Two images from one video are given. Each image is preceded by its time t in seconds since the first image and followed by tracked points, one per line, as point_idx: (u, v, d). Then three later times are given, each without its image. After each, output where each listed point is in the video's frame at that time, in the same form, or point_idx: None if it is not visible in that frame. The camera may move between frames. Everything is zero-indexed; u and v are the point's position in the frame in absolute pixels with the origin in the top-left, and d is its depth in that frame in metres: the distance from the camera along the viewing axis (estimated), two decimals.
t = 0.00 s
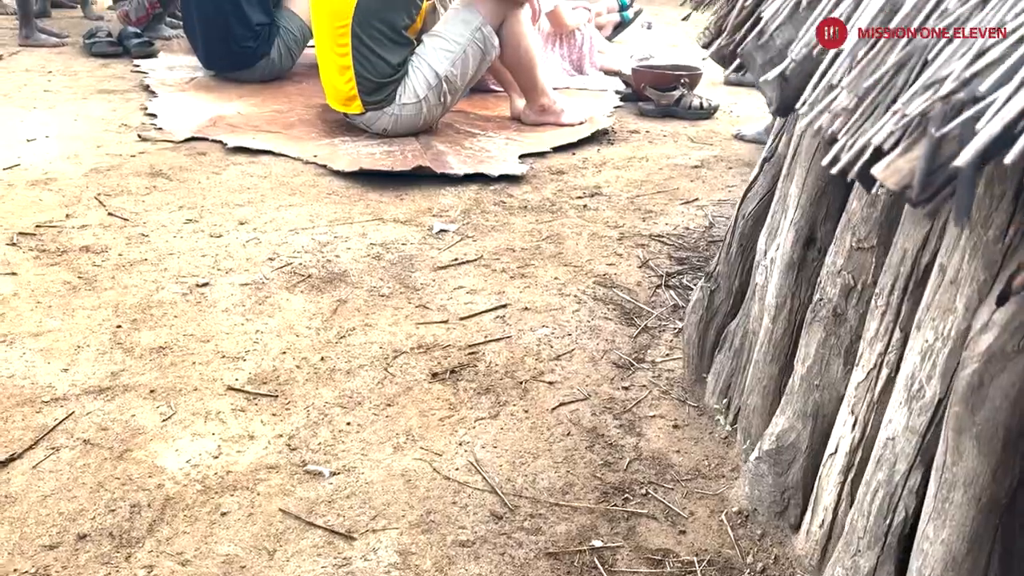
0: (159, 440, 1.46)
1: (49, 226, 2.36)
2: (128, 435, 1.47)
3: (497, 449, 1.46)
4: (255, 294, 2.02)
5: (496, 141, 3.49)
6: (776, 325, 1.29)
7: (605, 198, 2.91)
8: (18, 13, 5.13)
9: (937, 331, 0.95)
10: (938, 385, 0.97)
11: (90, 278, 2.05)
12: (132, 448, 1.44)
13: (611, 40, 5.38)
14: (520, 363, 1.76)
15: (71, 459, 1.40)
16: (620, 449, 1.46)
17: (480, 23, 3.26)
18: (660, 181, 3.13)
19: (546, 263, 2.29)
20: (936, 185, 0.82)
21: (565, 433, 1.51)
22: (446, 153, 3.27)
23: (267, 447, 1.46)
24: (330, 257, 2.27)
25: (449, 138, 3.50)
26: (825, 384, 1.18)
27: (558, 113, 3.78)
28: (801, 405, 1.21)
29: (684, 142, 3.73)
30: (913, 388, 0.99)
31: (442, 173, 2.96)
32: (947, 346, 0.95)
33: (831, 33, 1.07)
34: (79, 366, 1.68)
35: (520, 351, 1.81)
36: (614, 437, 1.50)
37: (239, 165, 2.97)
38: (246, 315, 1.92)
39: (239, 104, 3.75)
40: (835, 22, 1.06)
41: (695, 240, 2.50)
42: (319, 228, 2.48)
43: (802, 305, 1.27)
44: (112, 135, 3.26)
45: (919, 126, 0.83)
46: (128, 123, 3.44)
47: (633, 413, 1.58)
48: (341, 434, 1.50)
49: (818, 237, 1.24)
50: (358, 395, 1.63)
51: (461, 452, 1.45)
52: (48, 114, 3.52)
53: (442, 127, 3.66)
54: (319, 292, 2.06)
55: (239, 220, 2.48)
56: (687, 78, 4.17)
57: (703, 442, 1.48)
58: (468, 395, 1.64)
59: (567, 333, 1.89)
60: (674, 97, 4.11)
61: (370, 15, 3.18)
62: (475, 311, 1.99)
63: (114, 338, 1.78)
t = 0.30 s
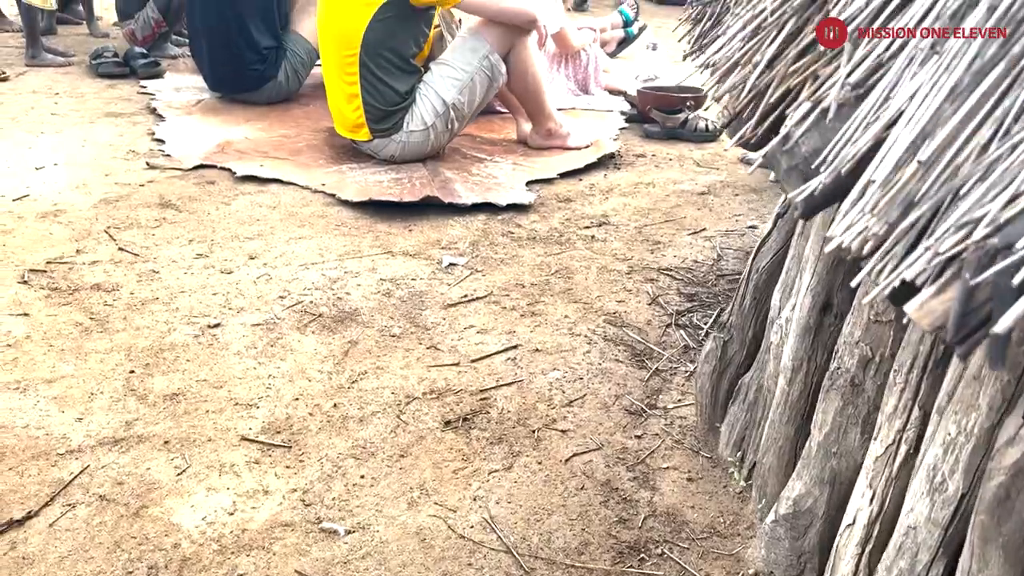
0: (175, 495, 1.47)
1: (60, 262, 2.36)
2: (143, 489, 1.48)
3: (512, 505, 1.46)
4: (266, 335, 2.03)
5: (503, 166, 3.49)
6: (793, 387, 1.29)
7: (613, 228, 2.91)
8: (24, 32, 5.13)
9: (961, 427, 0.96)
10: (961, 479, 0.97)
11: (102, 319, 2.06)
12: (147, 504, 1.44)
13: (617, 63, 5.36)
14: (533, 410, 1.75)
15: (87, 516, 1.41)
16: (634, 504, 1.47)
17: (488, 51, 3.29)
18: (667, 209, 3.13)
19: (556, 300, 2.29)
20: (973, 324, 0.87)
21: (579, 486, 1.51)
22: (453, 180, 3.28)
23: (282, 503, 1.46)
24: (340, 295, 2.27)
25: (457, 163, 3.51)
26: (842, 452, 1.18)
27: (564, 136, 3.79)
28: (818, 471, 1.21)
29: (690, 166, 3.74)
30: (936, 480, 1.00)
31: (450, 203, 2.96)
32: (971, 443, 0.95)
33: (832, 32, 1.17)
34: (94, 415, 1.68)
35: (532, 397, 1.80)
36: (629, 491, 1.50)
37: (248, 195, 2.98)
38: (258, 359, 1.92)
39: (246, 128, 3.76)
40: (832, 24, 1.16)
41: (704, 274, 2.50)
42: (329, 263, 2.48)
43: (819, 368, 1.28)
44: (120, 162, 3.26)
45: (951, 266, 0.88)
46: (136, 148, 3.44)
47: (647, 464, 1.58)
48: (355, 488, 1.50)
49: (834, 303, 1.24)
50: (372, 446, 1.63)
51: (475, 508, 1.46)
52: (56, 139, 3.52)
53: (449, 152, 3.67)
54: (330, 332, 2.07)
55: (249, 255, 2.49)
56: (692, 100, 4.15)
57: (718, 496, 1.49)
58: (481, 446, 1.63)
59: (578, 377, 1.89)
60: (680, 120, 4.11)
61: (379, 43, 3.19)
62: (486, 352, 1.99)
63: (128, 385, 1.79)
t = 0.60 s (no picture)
0: (191, 548, 1.48)
1: (71, 297, 2.37)
2: (159, 543, 1.49)
3: (527, 560, 1.47)
4: (279, 375, 2.03)
5: (510, 191, 3.50)
6: (811, 448, 1.30)
7: (622, 256, 2.91)
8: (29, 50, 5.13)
9: (986, 518, 0.96)
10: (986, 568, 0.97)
11: (114, 358, 2.06)
12: (164, 558, 1.45)
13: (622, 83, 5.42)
14: (547, 456, 1.75)
15: (104, 571, 1.42)
16: (651, 559, 1.47)
17: (496, 77, 3.29)
18: (674, 236, 3.14)
19: (566, 336, 2.30)
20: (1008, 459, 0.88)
21: (595, 539, 1.52)
22: (461, 207, 3.28)
23: (297, 557, 1.47)
24: (351, 331, 2.28)
25: (464, 188, 3.51)
26: (861, 516, 1.19)
27: (572, 159, 3.80)
28: (837, 535, 1.22)
29: (697, 190, 3.75)
30: (960, 565, 1.00)
31: (459, 231, 2.97)
32: (997, 535, 0.95)
33: (831, 32, 1.30)
34: (108, 463, 1.68)
35: (545, 441, 1.80)
36: (645, 544, 1.51)
37: (257, 224, 2.99)
38: (271, 401, 1.92)
39: (254, 152, 3.76)
40: (831, 24, 1.29)
41: (714, 307, 2.50)
42: (339, 296, 2.49)
43: (837, 430, 1.28)
44: (128, 188, 3.27)
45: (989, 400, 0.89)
46: (145, 174, 3.45)
47: (661, 514, 1.58)
48: (371, 541, 1.51)
49: (853, 366, 1.24)
50: (386, 494, 1.63)
51: (491, 563, 1.47)
52: (65, 164, 3.53)
53: (456, 176, 3.67)
54: (342, 371, 2.07)
55: (260, 288, 2.50)
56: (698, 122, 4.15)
57: (734, 550, 1.49)
58: (496, 494, 1.64)
59: (591, 420, 1.88)
60: (686, 141, 4.13)
61: (389, 69, 3.19)
62: (498, 393, 1.99)
63: (141, 430, 1.79)
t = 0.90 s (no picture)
0: None
1: (82, 327, 2.37)
2: None
3: None
4: (291, 409, 2.03)
5: (518, 212, 3.50)
6: (829, 500, 1.30)
7: (630, 281, 2.92)
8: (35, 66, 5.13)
9: None
10: None
11: (126, 392, 2.06)
12: None
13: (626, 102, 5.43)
14: (560, 494, 1.75)
15: None
16: None
17: (504, 99, 3.31)
18: (682, 259, 3.14)
19: (577, 366, 2.30)
20: None
21: None
22: (469, 229, 3.28)
23: None
24: (362, 361, 2.28)
25: (472, 209, 3.52)
26: (881, 571, 1.19)
27: (578, 179, 3.80)
28: None
29: (704, 209, 3.75)
30: None
31: (467, 255, 2.98)
32: None
33: (834, 35, 1.76)
34: (122, 503, 1.69)
35: (559, 479, 1.80)
36: None
37: (266, 248, 2.99)
38: (283, 436, 1.92)
39: (261, 172, 3.77)
40: (834, 31, 1.75)
41: (724, 334, 2.50)
42: (349, 324, 2.49)
43: (855, 482, 1.29)
44: (137, 210, 3.27)
45: None
46: (152, 195, 3.45)
47: (677, 557, 1.59)
48: None
49: (872, 422, 1.24)
50: (400, 536, 1.64)
51: None
52: (73, 184, 3.53)
53: (464, 196, 3.68)
54: (354, 405, 2.07)
55: (270, 316, 2.50)
56: (705, 140, 4.13)
57: None
58: (510, 536, 1.64)
59: (604, 456, 1.88)
60: (693, 159, 4.12)
61: (397, 92, 3.19)
62: (511, 427, 1.99)
63: (155, 468, 1.79)
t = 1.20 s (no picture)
0: None
1: (91, 359, 2.37)
2: None
3: None
4: (301, 447, 2.03)
5: (524, 236, 3.51)
6: (845, 556, 1.30)
7: (638, 308, 2.92)
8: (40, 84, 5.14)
9: None
10: None
11: (137, 429, 2.07)
12: None
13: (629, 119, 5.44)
14: (572, 537, 1.76)
15: None
16: None
17: (511, 125, 3.32)
18: (689, 284, 3.15)
19: (586, 399, 2.29)
20: None
21: None
22: (476, 253, 3.29)
23: None
24: (371, 395, 2.27)
25: (478, 232, 3.52)
26: None
27: (584, 200, 3.81)
28: None
29: (709, 231, 3.75)
30: None
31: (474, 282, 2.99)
32: None
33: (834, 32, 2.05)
34: (135, 549, 1.70)
35: (570, 521, 1.81)
36: None
37: (273, 275, 3.00)
38: (294, 476, 1.93)
39: (267, 194, 3.77)
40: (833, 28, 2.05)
41: (732, 365, 2.50)
42: (357, 356, 2.49)
43: (871, 538, 1.27)
44: (144, 235, 3.27)
45: None
46: (159, 219, 3.45)
47: None
48: None
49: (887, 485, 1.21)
50: None
51: None
52: (79, 208, 3.54)
53: (470, 218, 3.68)
54: (364, 442, 2.06)
55: (279, 347, 2.50)
56: (710, 160, 4.13)
57: None
58: None
59: (615, 497, 1.88)
60: (698, 179, 4.12)
61: (405, 118, 3.21)
62: (521, 465, 1.99)
63: (167, 510, 1.80)
